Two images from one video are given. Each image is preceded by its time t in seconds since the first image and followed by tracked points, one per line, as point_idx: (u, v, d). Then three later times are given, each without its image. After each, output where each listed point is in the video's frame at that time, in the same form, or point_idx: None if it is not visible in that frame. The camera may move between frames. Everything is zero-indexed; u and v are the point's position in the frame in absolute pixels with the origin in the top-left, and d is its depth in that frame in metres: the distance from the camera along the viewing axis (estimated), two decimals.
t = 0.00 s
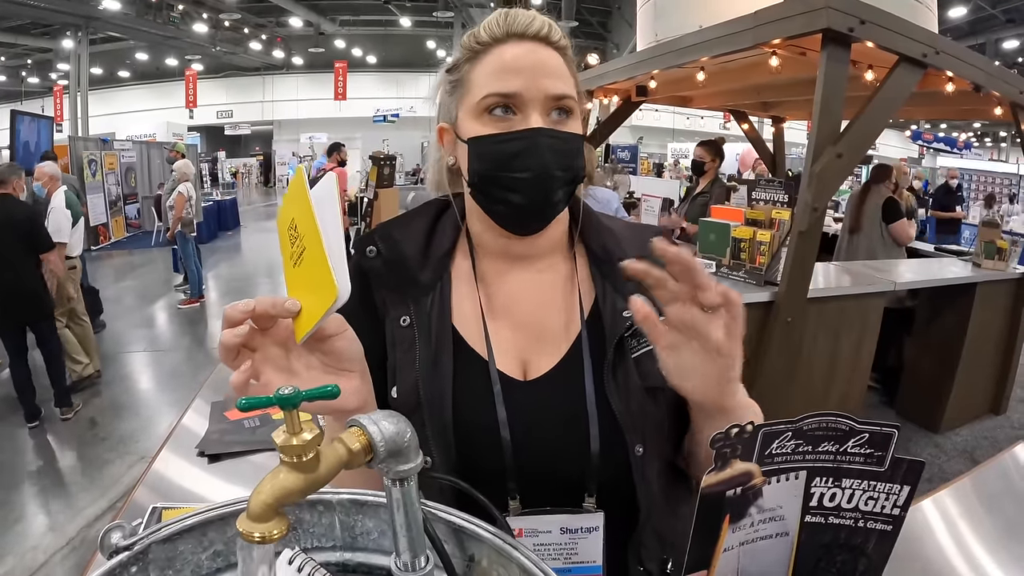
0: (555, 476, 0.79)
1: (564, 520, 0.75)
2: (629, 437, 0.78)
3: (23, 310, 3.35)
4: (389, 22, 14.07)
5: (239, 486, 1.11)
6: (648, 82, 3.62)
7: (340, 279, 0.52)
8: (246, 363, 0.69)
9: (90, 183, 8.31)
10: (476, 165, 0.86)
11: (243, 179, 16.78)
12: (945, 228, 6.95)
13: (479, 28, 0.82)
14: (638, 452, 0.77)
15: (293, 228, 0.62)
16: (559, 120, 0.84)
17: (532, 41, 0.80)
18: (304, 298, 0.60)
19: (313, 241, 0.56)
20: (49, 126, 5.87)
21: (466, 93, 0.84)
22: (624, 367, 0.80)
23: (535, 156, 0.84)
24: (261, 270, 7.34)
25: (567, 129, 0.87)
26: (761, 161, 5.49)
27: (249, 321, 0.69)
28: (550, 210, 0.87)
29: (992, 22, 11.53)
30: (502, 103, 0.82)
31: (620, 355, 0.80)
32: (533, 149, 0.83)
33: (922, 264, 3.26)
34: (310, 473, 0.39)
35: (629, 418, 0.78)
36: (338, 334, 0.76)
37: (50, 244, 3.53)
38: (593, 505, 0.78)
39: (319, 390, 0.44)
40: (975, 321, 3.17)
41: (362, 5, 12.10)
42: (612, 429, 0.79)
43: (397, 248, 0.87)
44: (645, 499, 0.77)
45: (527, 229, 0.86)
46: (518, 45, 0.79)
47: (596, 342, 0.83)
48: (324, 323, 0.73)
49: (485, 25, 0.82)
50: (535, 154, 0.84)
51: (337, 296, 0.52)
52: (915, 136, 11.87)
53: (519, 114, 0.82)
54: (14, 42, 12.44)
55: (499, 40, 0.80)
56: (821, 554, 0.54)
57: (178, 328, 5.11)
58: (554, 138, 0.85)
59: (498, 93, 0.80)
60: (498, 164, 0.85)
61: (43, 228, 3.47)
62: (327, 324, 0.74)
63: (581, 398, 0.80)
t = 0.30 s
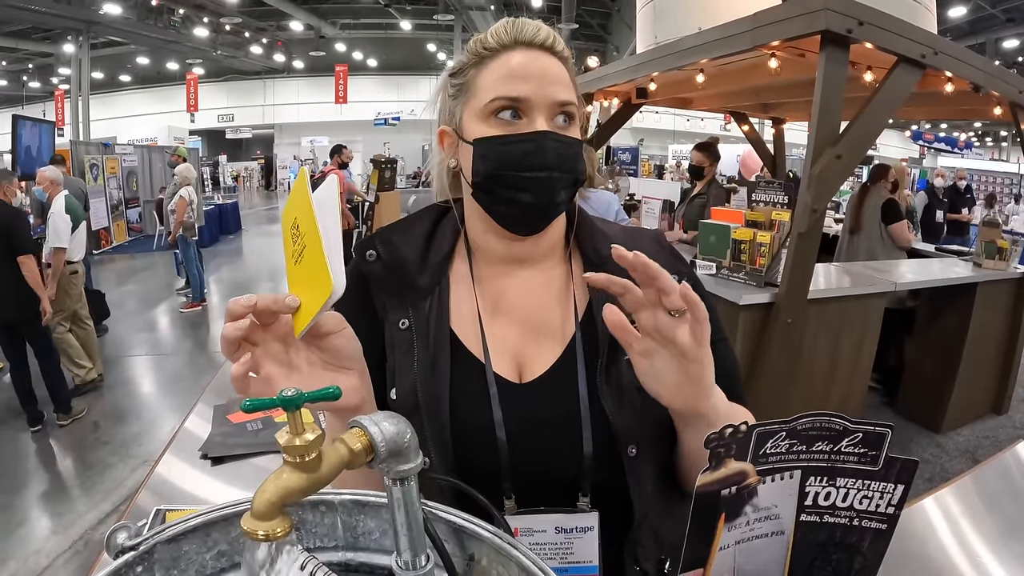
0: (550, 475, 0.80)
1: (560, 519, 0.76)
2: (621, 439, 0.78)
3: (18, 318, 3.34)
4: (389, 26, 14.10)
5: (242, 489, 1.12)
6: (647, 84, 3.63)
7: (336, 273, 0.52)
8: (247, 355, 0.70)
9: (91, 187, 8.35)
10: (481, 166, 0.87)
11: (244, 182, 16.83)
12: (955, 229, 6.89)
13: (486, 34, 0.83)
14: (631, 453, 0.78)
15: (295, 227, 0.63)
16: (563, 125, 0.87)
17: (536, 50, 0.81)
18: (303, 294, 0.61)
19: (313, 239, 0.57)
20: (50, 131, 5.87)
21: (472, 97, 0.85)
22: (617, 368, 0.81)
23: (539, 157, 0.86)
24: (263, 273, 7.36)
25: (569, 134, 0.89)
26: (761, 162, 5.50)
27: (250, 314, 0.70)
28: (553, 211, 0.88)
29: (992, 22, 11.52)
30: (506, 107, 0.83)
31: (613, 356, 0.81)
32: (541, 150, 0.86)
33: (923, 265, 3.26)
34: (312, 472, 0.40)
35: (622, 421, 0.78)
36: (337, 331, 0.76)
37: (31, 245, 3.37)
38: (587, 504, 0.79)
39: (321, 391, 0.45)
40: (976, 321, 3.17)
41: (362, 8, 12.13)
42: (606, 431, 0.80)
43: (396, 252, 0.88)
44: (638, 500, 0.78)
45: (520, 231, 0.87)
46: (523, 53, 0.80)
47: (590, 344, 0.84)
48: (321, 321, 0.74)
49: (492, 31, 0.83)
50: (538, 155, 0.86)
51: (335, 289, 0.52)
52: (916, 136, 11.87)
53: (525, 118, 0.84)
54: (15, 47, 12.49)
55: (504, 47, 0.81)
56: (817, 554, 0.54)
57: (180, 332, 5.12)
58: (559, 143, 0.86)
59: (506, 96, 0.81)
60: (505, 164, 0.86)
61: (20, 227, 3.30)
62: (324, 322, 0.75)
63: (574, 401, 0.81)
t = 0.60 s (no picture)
0: (552, 475, 0.80)
1: (562, 518, 0.77)
2: (623, 440, 0.80)
3: (21, 319, 3.34)
4: (392, 29, 14.15)
5: (245, 489, 1.13)
6: (648, 87, 3.64)
7: (339, 271, 0.54)
8: (251, 354, 0.70)
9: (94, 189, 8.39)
10: (468, 181, 0.86)
11: (246, 185, 16.89)
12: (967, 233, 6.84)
13: (478, 43, 0.81)
14: (633, 453, 0.80)
15: (300, 229, 0.64)
16: (552, 139, 0.84)
17: (527, 61, 0.79)
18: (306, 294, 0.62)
19: (316, 241, 0.58)
20: (54, 133, 5.90)
21: (462, 107, 0.84)
22: (619, 369, 0.82)
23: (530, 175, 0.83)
24: (265, 275, 7.39)
25: (561, 148, 0.86)
26: (763, 164, 5.50)
27: (254, 315, 0.71)
28: (540, 228, 0.88)
29: (993, 24, 11.51)
30: (494, 121, 0.81)
31: (615, 358, 0.82)
32: (525, 171, 0.83)
33: (924, 268, 3.26)
34: (318, 470, 0.41)
35: (625, 421, 0.80)
36: (339, 331, 0.79)
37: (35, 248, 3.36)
38: (589, 504, 0.79)
39: (329, 389, 0.46)
40: (977, 324, 3.18)
41: (364, 11, 12.18)
42: (610, 432, 0.81)
43: (400, 254, 0.89)
44: (639, 496, 0.80)
45: (524, 241, 0.87)
46: (514, 65, 0.78)
47: (592, 346, 0.85)
48: (324, 320, 0.77)
49: (484, 41, 0.81)
50: (526, 173, 0.83)
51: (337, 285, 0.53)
52: (917, 139, 11.89)
53: (512, 135, 0.82)
54: (19, 49, 12.55)
55: (494, 59, 0.79)
56: (814, 552, 0.55)
57: (183, 334, 5.14)
58: (544, 161, 0.84)
59: (490, 110, 0.80)
60: (490, 183, 0.84)
61: (24, 230, 3.30)
62: (327, 320, 0.77)
63: (577, 402, 0.81)
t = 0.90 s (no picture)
0: (551, 479, 0.81)
1: (560, 520, 0.78)
2: (622, 445, 0.81)
3: (24, 322, 3.34)
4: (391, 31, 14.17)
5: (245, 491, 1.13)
6: (647, 89, 3.66)
7: (315, 281, 0.56)
8: (243, 370, 0.72)
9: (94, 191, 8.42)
10: (464, 175, 0.87)
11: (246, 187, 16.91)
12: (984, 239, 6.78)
13: (470, 45, 0.85)
14: (631, 458, 0.81)
15: (273, 242, 0.65)
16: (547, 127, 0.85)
17: (518, 56, 0.82)
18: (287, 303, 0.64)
19: (288, 251, 0.59)
20: (55, 136, 5.91)
21: (458, 106, 0.87)
22: (619, 375, 0.83)
23: (517, 162, 0.85)
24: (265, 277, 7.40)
25: (558, 136, 0.87)
26: (763, 166, 5.51)
27: (242, 330, 0.72)
28: (538, 216, 0.87)
29: (993, 25, 11.51)
30: (491, 113, 0.83)
31: (615, 363, 0.83)
32: (518, 157, 0.85)
33: (923, 269, 3.26)
34: (319, 466, 0.43)
35: (623, 425, 0.81)
36: (328, 338, 0.77)
37: (55, 251, 3.43)
38: (588, 507, 0.80)
39: (328, 389, 0.47)
40: (976, 325, 3.18)
41: (363, 13, 12.19)
42: (608, 436, 0.81)
43: (401, 257, 0.90)
44: (637, 501, 0.81)
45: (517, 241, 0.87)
46: (506, 60, 0.81)
47: (591, 351, 0.86)
48: (311, 329, 0.74)
49: (477, 42, 0.83)
50: (514, 160, 0.85)
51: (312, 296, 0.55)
52: (917, 141, 11.91)
53: (504, 123, 0.83)
54: (19, 51, 12.57)
55: (487, 57, 0.82)
56: (807, 549, 0.56)
57: (183, 336, 5.15)
58: (536, 147, 0.85)
59: (484, 100, 0.82)
60: (481, 172, 0.86)
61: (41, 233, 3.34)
62: (315, 329, 0.75)
63: (576, 407, 0.82)
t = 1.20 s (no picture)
0: (550, 476, 0.82)
1: (558, 518, 0.78)
2: (621, 443, 0.81)
3: (35, 322, 3.34)
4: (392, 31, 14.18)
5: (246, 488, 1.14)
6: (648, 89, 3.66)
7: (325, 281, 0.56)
8: (248, 362, 0.72)
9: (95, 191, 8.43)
10: (457, 187, 0.88)
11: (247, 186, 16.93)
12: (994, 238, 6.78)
13: (460, 53, 0.84)
14: (629, 456, 0.81)
15: (284, 239, 0.66)
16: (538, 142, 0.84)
17: (509, 62, 0.80)
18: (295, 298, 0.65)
19: (300, 250, 0.60)
20: (56, 135, 5.92)
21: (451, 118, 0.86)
22: (618, 373, 0.84)
23: (506, 181, 0.85)
24: (266, 277, 7.41)
25: (546, 148, 0.85)
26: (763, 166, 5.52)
27: (249, 324, 0.72)
28: (530, 227, 0.88)
29: (994, 25, 11.51)
30: (480, 128, 0.82)
31: (614, 362, 0.84)
32: (505, 171, 0.85)
33: (923, 269, 3.27)
34: (318, 458, 0.43)
35: (622, 423, 0.82)
36: (333, 335, 0.78)
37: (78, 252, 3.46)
38: (585, 505, 0.81)
39: (328, 383, 0.47)
40: (976, 324, 3.19)
41: (364, 13, 12.21)
42: (607, 435, 0.82)
43: (401, 255, 0.91)
44: (636, 499, 0.82)
45: (509, 241, 0.88)
46: (497, 68, 0.80)
47: (591, 349, 0.86)
48: (317, 324, 0.76)
49: (467, 46, 0.83)
50: (502, 177, 0.85)
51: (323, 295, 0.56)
52: (917, 140, 11.93)
53: (493, 137, 0.83)
54: (20, 51, 12.60)
55: (477, 62, 0.81)
56: (799, 544, 0.57)
57: (184, 336, 5.17)
58: (524, 160, 0.84)
59: (472, 115, 0.81)
60: (472, 189, 0.86)
61: (69, 232, 3.40)
62: (321, 325, 0.77)
63: (576, 405, 0.83)
